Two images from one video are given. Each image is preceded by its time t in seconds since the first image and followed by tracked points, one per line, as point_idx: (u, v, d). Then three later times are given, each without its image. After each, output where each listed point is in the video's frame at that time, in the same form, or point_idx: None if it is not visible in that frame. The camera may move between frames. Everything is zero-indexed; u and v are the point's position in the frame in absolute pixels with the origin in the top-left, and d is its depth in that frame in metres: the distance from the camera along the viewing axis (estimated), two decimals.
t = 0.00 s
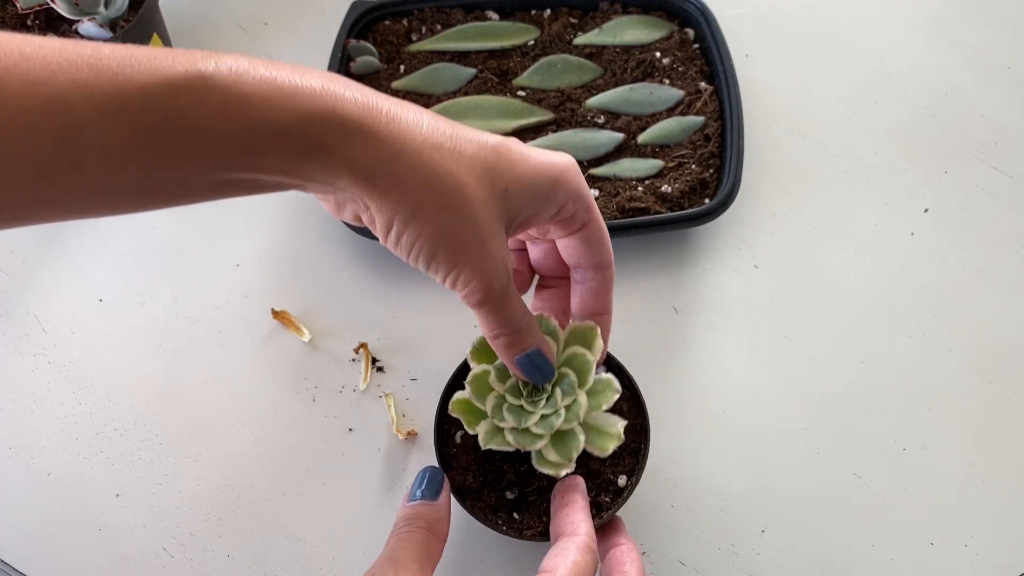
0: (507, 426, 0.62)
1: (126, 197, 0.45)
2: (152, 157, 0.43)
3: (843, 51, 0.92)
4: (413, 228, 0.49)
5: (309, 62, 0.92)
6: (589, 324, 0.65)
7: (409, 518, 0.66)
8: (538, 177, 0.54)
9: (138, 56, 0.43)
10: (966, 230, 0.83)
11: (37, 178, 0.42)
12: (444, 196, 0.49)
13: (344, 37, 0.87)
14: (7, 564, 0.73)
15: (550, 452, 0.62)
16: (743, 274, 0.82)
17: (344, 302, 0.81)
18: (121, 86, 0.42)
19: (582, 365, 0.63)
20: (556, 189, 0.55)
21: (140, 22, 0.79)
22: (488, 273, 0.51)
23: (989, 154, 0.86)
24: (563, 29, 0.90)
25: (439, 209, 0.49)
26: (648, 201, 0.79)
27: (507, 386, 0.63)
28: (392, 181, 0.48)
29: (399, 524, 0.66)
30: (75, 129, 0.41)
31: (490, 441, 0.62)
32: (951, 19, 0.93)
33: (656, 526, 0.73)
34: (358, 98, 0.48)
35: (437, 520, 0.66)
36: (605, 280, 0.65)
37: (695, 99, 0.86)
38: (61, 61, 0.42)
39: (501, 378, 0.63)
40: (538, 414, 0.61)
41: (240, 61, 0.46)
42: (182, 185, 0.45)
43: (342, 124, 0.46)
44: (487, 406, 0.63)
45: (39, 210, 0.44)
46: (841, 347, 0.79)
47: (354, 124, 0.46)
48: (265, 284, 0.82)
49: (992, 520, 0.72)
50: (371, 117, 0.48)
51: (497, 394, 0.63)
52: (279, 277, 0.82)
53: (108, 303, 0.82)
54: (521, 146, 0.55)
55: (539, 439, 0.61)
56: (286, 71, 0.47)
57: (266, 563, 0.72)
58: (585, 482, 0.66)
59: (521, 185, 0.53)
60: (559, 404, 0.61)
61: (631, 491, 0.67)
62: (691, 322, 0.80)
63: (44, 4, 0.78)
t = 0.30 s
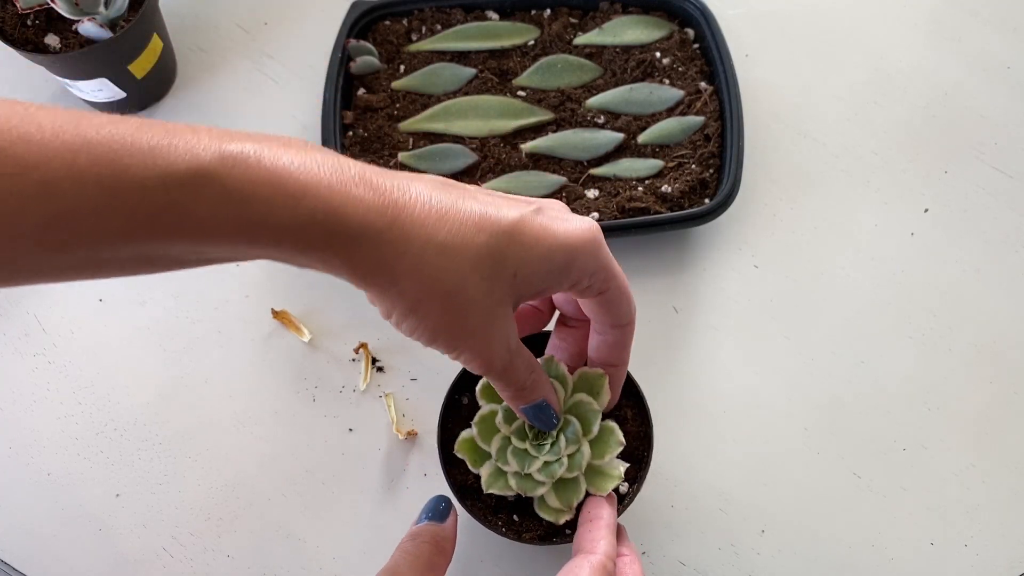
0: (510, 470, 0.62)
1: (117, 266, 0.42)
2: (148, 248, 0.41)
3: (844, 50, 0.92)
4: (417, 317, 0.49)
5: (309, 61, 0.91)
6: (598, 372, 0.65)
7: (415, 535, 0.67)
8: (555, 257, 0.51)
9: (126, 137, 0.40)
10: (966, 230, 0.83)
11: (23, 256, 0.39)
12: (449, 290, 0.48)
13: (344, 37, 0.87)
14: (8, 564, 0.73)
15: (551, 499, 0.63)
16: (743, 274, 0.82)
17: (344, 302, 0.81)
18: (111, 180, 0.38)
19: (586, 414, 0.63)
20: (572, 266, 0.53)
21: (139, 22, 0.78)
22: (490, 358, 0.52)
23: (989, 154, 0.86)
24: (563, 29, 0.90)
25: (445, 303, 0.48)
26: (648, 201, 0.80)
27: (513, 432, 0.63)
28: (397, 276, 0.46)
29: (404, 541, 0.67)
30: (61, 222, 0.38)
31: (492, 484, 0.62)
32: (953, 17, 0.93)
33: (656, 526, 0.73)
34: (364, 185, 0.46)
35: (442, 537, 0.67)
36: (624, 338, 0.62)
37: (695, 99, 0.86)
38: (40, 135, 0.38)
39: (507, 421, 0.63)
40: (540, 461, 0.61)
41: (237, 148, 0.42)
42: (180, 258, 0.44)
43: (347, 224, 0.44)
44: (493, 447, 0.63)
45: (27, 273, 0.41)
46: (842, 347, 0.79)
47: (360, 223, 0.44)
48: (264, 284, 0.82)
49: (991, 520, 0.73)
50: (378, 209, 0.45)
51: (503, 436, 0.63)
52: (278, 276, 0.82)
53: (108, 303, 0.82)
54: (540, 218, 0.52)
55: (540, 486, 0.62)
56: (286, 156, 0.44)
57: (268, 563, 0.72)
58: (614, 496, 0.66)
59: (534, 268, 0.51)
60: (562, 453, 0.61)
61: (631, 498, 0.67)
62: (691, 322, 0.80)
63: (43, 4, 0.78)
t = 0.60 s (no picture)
0: (505, 478, 0.63)
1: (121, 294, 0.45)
2: (144, 283, 0.44)
3: (844, 50, 0.92)
4: (404, 354, 0.50)
5: (309, 61, 0.91)
6: (593, 382, 0.64)
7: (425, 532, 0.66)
8: (547, 292, 0.50)
9: (120, 179, 0.42)
10: (966, 230, 0.83)
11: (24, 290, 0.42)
12: (432, 330, 0.48)
13: (344, 37, 0.87)
14: (8, 564, 0.73)
15: (545, 507, 0.64)
16: (743, 274, 0.82)
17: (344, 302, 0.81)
18: (101, 223, 0.41)
19: (579, 425, 0.63)
20: (565, 304, 0.52)
21: (139, 22, 0.78)
22: (477, 392, 0.52)
23: (989, 154, 0.86)
24: (563, 29, 0.90)
25: (428, 342, 0.49)
26: (648, 201, 0.80)
27: (508, 439, 0.63)
28: (380, 314, 0.48)
29: (415, 538, 0.66)
30: (56, 256, 0.41)
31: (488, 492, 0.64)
32: (952, 17, 0.93)
33: (656, 526, 0.73)
34: (347, 226, 0.47)
35: (454, 537, 0.66)
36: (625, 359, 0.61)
37: (695, 99, 0.86)
38: (36, 171, 0.40)
39: (504, 428, 0.64)
40: (534, 470, 0.61)
41: (225, 193, 0.44)
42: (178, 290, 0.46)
43: (326, 267, 0.46)
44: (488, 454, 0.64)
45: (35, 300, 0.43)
46: (842, 348, 0.79)
47: (340, 266, 0.46)
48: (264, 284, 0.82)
49: (991, 520, 0.73)
50: (359, 251, 0.47)
51: (499, 443, 0.64)
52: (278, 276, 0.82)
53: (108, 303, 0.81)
54: (533, 254, 0.51)
55: (534, 495, 0.63)
56: (273, 198, 0.46)
57: (268, 562, 0.72)
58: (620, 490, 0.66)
59: (523, 307, 0.50)
60: (555, 463, 0.61)
61: (637, 500, 0.67)
62: (691, 322, 0.80)
63: (43, 4, 0.78)
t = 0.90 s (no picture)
0: (500, 481, 0.63)
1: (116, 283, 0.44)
2: (140, 270, 0.42)
3: (845, 50, 0.92)
4: (399, 346, 0.49)
5: (309, 61, 0.91)
6: (582, 384, 0.65)
7: (429, 528, 0.64)
8: (549, 291, 0.51)
9: (123, 163, 0.41)
10: (967, 230, 0.83)
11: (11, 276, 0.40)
12: (431, 323, 0.48)
13: (344, 37, 0.87)
14: (7, 564, 0.73)
15: (542, 508, 0.64)
16: (743, 274, 0.82)
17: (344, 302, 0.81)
18: (102, 208, 0.40)
19: (571, 427, 0.63)
20: (560, 304, 0.52)
21: (139, 22, 0.79)
22: (470, 387, 0.52)
23: (989, 154, 0.86)
24: (563, 29, 0.90)
25: (426, 335, 0.48)
26: (648, 201, 0.80)
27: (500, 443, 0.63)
28: (381, 306, 0.47)
29: (420, 534, 0.64)
30: (54, 244, 0.39)
31: (484, 497, 0.64)
32: (953, 17, 0.93)
33: (656, 526, 0.73)
34: (352, 215, 0.46)
35: (459, 531, 0.64)
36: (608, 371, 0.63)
37: (695, 99, 0.86)
38: (39, 157, 0.39)
39: (496, 433, 0.64)
40: (528, 474, 0.62)
41: (229, 177, 0.43)
42: (171, 275, 0.45)
43: (330, 255, 0.45)
44: (483, 459, 0.64)
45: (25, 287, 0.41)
46: (842, 347, 0.79)
47: (344, 255, 0.45)
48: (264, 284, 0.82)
49: (991, 520, 0.73)
50: (364, 241, 0.46)
51: (492, 447, 0.64)
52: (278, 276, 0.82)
53: (109, 303, 0.81)
54: (532, 253, 0.51)
55: (529, 498, 0.63)
56: (278, 184, 0.45)
57: (267, 563, 0.72)
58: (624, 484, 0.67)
59: (521, 304, 0.50)
60: (549, 466, 0.61)
61: (637, 498, 0.67)
62: (691, 322, 0.80)
63: (44, 4, 0.78)
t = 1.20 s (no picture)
0: (492, 475, 0.63)
1: (153, 254, 0.40)
2: (184, 241, 0.39)
3: (845, 50, 0.92)
4: (445, 329, 0.47)
5: (309, 61, 0.91)
6: (586, 388, 0.64)
7: (434, 526, 0.64)
8: (597, 287, 0.49)
9: (181, 130, 0.38)
10: (966, 230, 0.83)
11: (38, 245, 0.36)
12: (485, 308, 0.45)
13: (344, 37, 0.87)
14: (7, 564, 0.73)
15: (530, 506, 0.63)
16: (743, 274, 0.82)
17: (345, 302, 0.81)
18: (157, 178, 0.36)
19: (570, 429, 0.63)
20: (605, 301, 0.51)
21: (139, 22, 0.79)
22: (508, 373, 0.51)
23: (989, 154, 0.86)
24: (563, 29, 0.90)
25: (477, 319, 0.46)
26: (648, 201, 0.80)
27: (499, 436, 0.63)
28: (436, 290, 0.44)
29: (425, 532, 0.64)
30: (102, 216, 0.36)
31: (473, 487, 0.64)
32: (952, 17, 0.93)
33: (656, 526, 0.73)
34: (418, 189, 0.43)
35: (464, 527, 0.64)
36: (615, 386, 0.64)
37: (695, 99, 0.86)
38: (93, 126, 0.36)
39: (495, 425, 0.64)
40: (522, 471, 0.61)
41: (292, 147, 0.40)
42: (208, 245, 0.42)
43: (394, 232, 0.41)
44: (477, 451, 0.64)
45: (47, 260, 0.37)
46: (842, 348, 0.79)
47: (408, 232, 0.42)
48: (264, 284, 0.82)
49: (991, 520, 0.73)
50: (430, 217, 0.42)
51: (489, 440, 0.64)
52: (278, 275, 0.82)
53: (109, 303, 0.81)
54: (584, 246, 0.49)
55: (519, 494, 0.62)
56: (341, 154, 0.41)
57: (267, 563, 0.72)
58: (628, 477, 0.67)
59: (571, 295, 0.49)
60: (544, 466, 0.61)
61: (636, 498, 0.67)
62: (691, 322, 0.80)
63: (44, 4, 0.78)
